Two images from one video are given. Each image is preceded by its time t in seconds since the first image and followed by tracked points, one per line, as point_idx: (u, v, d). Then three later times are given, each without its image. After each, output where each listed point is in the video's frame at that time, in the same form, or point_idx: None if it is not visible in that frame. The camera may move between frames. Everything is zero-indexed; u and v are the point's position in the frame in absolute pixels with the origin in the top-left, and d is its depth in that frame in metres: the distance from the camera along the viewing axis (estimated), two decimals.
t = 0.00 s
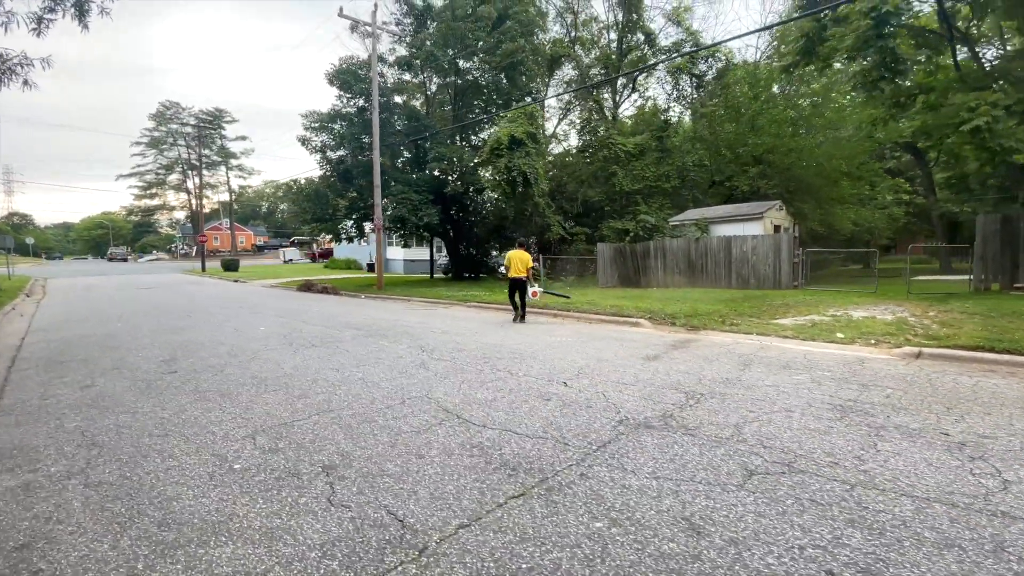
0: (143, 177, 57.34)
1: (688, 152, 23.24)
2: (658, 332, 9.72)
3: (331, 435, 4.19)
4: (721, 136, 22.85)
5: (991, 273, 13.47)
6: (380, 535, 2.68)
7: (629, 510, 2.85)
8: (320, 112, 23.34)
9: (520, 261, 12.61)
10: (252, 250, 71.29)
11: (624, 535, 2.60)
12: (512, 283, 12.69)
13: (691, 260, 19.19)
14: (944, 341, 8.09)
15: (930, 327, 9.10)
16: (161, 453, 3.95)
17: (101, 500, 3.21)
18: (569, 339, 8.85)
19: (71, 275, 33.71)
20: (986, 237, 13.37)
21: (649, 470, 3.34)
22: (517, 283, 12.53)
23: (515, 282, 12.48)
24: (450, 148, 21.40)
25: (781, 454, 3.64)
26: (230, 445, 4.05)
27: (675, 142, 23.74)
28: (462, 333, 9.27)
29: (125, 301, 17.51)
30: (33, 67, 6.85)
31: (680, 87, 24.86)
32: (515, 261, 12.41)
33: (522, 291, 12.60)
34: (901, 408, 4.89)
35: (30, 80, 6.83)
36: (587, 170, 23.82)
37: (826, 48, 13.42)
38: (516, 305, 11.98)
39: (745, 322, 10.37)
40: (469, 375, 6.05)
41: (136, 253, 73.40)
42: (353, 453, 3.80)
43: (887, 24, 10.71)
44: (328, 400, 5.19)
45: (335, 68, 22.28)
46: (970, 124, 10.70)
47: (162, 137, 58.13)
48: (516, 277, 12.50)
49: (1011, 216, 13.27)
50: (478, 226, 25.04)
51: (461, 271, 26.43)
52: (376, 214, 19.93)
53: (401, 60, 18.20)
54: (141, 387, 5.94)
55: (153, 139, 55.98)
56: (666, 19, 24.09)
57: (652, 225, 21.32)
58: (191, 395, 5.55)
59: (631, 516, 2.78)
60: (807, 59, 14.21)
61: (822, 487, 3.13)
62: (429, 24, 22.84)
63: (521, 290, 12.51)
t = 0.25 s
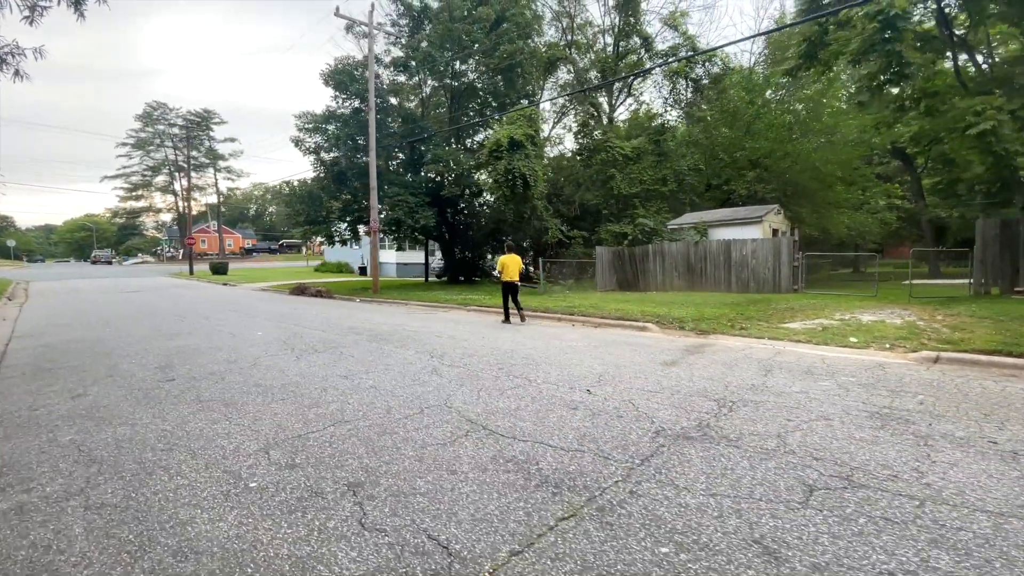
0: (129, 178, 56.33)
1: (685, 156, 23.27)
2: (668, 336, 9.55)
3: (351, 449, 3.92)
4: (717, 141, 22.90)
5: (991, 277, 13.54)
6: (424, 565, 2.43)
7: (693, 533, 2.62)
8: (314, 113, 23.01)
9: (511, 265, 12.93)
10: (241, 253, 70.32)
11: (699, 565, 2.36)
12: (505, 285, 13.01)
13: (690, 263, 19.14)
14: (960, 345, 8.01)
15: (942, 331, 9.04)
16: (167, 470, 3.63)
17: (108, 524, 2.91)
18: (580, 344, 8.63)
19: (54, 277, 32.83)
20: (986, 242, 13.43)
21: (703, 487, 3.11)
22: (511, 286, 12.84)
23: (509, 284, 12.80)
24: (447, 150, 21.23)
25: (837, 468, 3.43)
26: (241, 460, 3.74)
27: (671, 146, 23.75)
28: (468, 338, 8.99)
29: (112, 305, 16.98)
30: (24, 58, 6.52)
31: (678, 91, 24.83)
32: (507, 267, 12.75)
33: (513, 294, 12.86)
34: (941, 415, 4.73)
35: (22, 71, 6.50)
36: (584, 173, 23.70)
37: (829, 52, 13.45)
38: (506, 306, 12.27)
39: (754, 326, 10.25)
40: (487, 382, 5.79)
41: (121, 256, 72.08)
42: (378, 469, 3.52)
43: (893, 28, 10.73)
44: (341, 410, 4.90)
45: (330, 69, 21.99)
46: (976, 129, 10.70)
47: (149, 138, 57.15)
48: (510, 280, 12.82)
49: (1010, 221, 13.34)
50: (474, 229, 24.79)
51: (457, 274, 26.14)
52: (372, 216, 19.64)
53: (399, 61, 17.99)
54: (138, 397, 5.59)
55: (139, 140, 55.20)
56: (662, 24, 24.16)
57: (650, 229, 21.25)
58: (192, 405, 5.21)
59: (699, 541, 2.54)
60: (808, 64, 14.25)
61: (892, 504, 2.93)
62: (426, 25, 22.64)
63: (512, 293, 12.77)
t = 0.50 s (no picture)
0: (114, 178, 55.12)
1: (684, 158, 23.13)
2: (682, 340, 9.28)
3: (377, 467, 3.56)
4: (716, 141, 22.94)
5: (997, 279, 13.48)
6: None
7: (791, 570, 2.31)
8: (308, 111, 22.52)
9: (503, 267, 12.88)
10: (229, 254, 69.21)
11: None
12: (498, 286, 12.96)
13: (691, 265, 18.95)
14: (984, 349, 7.84)
15: (960, 334, 8.89)
16: (173, 493, 3.23)
17: (111, 563, 2.52)
18: (594, 349, 8.32)
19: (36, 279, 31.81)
20: (992, 243, 13.39)
21: (781, 511, 2.81)
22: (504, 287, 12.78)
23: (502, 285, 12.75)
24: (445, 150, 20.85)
25: (917, 487, 3.15)
26: (256, 482, 3.36)
27: (670, 147, 23.61)
28: (477, 342, 8.63)
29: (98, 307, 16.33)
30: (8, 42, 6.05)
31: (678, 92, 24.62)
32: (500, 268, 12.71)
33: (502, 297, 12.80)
34: (997, 425, 4.50)
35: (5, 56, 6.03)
36: (582, 174, 23.44)
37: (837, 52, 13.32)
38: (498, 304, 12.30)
39: (768, 330, 10.02)
40: (510, 390, 5.45)
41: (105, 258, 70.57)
42: (412, 491, 3.15)
43: (908, 27, 10.60)
44: (360, 421, 4.53)
45: (325, 66, 21.52)
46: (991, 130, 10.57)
47: (134, 137, 55.96)
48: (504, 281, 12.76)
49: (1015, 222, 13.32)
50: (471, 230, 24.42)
51: (453, 276, 25.75)
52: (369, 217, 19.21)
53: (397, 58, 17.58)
54: (133, 408, 5.15)
55: (124, 139, 54.07)
56: (661, 25, 24.01)
57: (650, 231, 21.07)
58: (194, 417, 4.79)
59: None
60: (815, 64, 14.12)
61: (994, 530, 2.66)
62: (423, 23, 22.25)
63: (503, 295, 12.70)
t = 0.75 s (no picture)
0: (102, 176, 54.10)
1: (687, 157, 22.92)
2: (701, 343, 8.99)
3: (417, 487, 3.20)
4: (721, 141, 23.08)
5: (1009, 280, 13.27)
6: None
7: None
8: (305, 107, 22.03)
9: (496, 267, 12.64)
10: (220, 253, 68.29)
11: None
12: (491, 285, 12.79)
13: (697, 265, 18.69)
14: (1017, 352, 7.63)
15: (986, 337, 8.70)
16: (190, 522, 2.84)
17: None
18: (614, 351, 8.00)
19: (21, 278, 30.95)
20: (1003, 243, 13.33)
21: (890, 542, 2.50)
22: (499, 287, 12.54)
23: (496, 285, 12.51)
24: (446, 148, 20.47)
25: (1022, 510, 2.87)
26: (281, 508, 2.96)
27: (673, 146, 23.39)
28: (491, 345, 8.27)
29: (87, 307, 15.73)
30: None
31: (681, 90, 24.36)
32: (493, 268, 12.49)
33: (495, 299, 12.57)
34: None
35: None
36: (584, 173, 23.13)
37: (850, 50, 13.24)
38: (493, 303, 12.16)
39: (788, 332, 9.76)
40: (541, 398, 5.08)
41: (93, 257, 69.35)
42: (463, 518, 2.79)
43: (931, 21, 10.59)
44: (385, 433, 4.15)
45: (323, 61, 21.06)
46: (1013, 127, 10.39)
47: (124, 134, 54.97)
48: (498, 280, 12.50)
49: None
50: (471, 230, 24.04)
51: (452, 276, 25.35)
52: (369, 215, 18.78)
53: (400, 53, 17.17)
54: (132, 418, 4.72)
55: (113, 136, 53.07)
56: (664, 22, 23.75)
57: (654, 230, 20.82)
58: (200, 429, 4.37)
59: None
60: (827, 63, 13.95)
61: None
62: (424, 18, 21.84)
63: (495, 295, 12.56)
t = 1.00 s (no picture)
0: (97, 172, 53.40)
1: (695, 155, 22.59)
2: (726, 344, 8.66)
3: (469, 510, 2.84)
4: (730, 138, 22.78)
5: None
6: None
7: None
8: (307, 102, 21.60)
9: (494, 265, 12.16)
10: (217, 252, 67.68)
11: None
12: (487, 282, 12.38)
13: (707, 264, 18.37)
14: None
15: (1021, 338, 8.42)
16: (215, 555, 2.47)
17: None
18: (640, 352, 7.66)
19: (15, 276, 30.33)
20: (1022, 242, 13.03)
21: None
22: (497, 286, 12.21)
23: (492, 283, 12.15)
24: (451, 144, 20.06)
25: None
26: (317, 537, 2.60)
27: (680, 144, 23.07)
28: (511, 346, 7.91)
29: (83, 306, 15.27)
30: None
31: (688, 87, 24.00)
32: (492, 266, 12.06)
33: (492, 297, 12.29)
34: None
35: None
36: (591, 170, 22.77)
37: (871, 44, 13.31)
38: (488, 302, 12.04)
39: (813, 333, 9.45)
40: (579, 404, 4.73)
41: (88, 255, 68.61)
42: (531, 550, 2.43)
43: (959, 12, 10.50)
44: (419, 445, 3.78)
45: (326, 55, 20.63)
46: None
47: (119, 131, 54.27)
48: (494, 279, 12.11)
49: None
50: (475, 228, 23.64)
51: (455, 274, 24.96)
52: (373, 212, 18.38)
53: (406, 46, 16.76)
54: (139, 427, 4.33)
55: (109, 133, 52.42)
56: (671, 18, 23.41)
57: (663, 229, 20.50)
58: (214, 440, 3.98)
59: None
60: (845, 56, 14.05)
61: None
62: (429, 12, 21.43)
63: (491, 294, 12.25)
